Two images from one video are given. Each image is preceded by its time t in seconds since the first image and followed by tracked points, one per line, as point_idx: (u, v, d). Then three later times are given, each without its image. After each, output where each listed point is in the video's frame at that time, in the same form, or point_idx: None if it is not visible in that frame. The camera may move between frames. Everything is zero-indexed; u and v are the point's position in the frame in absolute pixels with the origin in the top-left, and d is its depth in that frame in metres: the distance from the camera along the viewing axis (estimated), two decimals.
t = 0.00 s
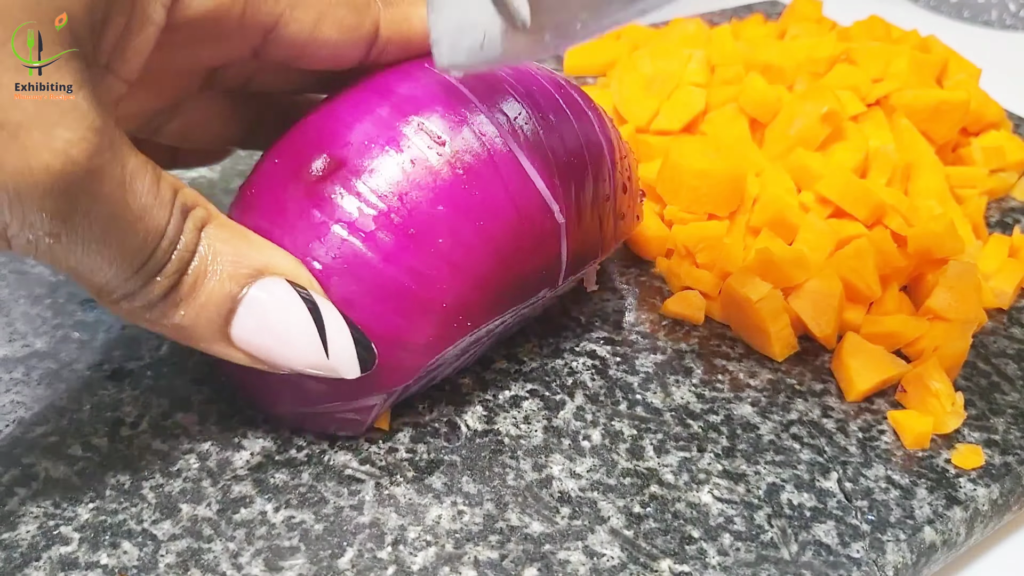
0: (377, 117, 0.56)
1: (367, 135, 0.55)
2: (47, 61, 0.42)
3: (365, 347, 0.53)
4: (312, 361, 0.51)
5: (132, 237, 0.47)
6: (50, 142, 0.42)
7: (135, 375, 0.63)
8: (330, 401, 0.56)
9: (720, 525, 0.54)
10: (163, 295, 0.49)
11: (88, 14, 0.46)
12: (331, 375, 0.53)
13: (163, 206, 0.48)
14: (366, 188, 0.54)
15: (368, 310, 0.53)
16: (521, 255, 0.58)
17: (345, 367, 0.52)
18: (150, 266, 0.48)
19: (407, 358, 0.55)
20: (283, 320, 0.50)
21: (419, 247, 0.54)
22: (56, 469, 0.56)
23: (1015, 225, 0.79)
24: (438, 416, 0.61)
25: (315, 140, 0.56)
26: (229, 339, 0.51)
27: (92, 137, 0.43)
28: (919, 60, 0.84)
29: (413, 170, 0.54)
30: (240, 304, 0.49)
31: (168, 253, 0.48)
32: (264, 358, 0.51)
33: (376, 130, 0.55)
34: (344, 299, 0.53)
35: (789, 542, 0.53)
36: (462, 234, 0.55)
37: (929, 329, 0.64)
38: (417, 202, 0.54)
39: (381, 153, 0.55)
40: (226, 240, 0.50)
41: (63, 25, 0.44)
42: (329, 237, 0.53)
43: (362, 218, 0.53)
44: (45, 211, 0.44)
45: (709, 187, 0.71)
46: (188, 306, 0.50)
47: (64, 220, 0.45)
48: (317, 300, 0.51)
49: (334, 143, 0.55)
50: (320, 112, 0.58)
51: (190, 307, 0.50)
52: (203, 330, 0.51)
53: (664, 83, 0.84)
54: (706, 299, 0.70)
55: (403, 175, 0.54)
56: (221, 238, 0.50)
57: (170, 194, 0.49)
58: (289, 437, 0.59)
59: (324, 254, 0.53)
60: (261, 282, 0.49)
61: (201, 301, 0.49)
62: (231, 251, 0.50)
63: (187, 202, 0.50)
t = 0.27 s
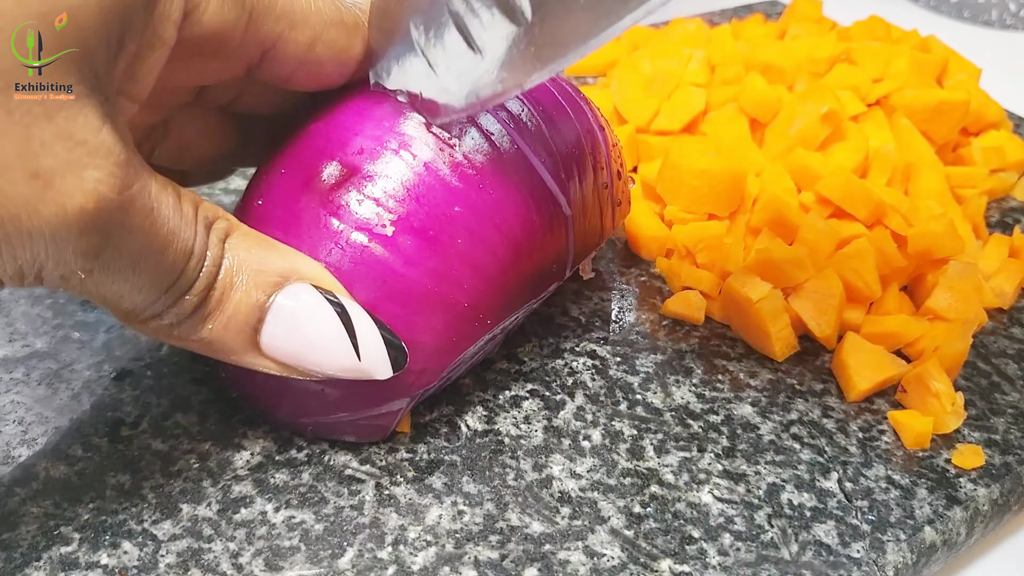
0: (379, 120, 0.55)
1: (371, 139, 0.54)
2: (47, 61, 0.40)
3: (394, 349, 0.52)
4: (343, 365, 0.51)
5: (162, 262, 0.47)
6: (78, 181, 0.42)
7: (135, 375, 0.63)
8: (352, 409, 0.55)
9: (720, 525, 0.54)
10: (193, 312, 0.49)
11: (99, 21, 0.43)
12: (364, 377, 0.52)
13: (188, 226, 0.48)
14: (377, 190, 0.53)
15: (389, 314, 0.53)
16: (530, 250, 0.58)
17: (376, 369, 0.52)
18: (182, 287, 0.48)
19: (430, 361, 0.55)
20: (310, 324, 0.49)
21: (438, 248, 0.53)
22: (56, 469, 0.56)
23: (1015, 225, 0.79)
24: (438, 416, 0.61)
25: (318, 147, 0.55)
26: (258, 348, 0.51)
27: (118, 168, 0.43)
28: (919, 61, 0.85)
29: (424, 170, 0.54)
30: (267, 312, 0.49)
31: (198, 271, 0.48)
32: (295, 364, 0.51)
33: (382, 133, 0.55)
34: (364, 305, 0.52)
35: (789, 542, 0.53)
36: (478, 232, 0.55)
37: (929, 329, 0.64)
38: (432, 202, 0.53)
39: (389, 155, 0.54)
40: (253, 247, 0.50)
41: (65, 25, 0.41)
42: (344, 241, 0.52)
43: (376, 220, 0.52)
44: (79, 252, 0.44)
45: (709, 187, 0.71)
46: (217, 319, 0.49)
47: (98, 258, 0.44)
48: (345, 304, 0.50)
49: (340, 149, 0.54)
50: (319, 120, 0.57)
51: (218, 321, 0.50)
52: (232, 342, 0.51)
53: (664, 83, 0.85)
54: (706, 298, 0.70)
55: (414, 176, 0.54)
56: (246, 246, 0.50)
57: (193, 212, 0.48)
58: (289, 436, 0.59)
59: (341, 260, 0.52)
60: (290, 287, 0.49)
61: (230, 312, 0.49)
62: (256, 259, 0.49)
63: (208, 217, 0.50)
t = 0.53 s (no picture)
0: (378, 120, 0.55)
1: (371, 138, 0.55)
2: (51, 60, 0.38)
3: (336, 432, 0.50)
4: (279, 415, 0.49)
5: (184, 220, 0.46)
6: (130, 115, 0.40)
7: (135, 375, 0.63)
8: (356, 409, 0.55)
9: (720, 525, 0.54)
10: (188, 284, 0.48)
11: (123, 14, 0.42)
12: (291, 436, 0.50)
13: (222, 203, 0.47)
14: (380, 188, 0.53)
15: (397, 312, 0.53)
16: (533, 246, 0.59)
17: (306, 435, 0.50)
18: (190, 254, 0.47)
19: (436, 357, 0.55)
20: (274, 361, 0.47)
21: (443, 246, 0.54)
22: (56, 469, 0.56)
23: (1015, 226, 0.79)
24: (439, 416, 0.61)
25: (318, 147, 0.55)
26: (220, 353, 0.49)
27: (171, 124, 0.42)
28: (919, 61, 0.85)
29: (427, 169, 0.54)
30: (243, 328, 0.47)
31: (209, 250, 0.47)
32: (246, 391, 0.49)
33: (382, 132, 0.55)
34: (370, 304, 0.53)
35: (790, 542, 0.53)
36: (481, 228, 0.55)
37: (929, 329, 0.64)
38: (435, 202, 0.54)
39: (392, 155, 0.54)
40: (266, 261, 0.49)
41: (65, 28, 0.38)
42: (349, 241, 0.52)
43: (379, 219, 0.53)
44: (104, 173, 0.42)
45: (711, 187, 0.71)
46: (200, 304, 0.48)
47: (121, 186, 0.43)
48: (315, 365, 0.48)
49: (341, 149, 0.55)
50: (317, 121, 0.57)
51: (202, 308, 0.49)
52: (207, 334, 0.49)
53: (664, 83, 0.85)
54: (706, 298, 0.70)
55: (416, 175, 0.54)
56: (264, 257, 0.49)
57: (234, 199, 0.48)
58: (289, 436, 0.59)
59: (348, 259, 0.52)
60: (274, 319, 0.48)
61: (216, 307, 0.48)
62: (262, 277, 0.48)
63: (246, 206, 0.48)
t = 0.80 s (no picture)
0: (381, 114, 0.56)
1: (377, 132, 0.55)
2: (46, 61, 0.44)
3: (354, 390, 0.49)
4: (300, 375, 0.48)
5: (182, 184, 0.48)
6: (119, 69, 0.45)
7: (135, 375, 0.63)
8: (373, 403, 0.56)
9: (720, 525, 0.54)
10: (198, 256, 0.49)
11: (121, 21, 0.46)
12: (313, 395, 0.49)
13: (222, 168, 0.48)
14: (391, 178, 0.54)
15: (417, 302, 0.54)
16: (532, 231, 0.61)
17: (328, 394, 0.49)
18: (193, 223, 0.48)
19: (451, 345, 0.56)
20: (287, 323, 0.47)
21: (457, 234, 0.55)
22: (56, 469, 0.56)
23: (1015, 226, 0.79)
24: (438, 416, 0.61)
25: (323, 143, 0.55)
26: (240, 322, 0.49)
27: (156, 79, 0.46)
28: (919, 60, 0.84)
29: (437, 159, 0.55)
30: (257, 292, 0.47)
31: (214, 215, 0.48)
32: (265, 353, 0.49)
33: (387, 125, 0.56)
34: (391, 296, 0.53)
35: (789, 542, 0.53)
36: (491, 215, 0.57)
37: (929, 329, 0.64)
38: (448, 191, 0.55)
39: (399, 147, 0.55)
40: (281, 229, 0.48)
41: (65, 26, 0.44)
42: (366, 233, 0.53)
43: (394, 210, 0.54)
44: (103, 133, 0.46)
45: (710, 188, 0.71)
46: (217, 275, 0.48)
47: (117, 148, 0.47)
48: (330, 324, 0.48)
49: (347, 143, 0.55)
50: (315, 118, 0.57)
51: (218, 278, 0.49)
52: (224, 307, 0.49)
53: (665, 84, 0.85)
54: (706, 298, 0.70)
55: (425, 165, 0.55)
56: (279, 226, 0.48)
57: (238, 167, 0.49)
58: (289, 436, 0.59)
59: (367, 253, 0.53)
60: (289, 282, 0.47)
61: (229, 275, 0.48)
62: (283, 237, 0.48)
63: (253, 176, 0.49)
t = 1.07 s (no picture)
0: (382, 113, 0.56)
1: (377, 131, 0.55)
2: (46, 61, 0.44)
3: (370, 377, 0.49)
4: (313, 370, 0.48)
5: (187, 184, 0.48)
6: (124, 69, 0.45)
7: (135, 375, 0.63)
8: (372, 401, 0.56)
9: (720, 525, 0.54)
10: (204, 256, 0.49)
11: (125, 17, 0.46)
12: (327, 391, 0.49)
13: (226, 167, 0.48)
14: (391, 177, 0.54)
15: (418, 302, 0.54)
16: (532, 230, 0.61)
17: (342, 387, 0.48)
18: (199, 223, 0.48)
19: (451, 344, 0.57)
20: (298, 317, 0.47)
21: (458, 234, 0.55)
22: (56, 469, 0.56)
23: (1015, 226, 0.79)
24: (438, 416, 0.61)
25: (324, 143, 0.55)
26: (249, 320, 0.49)
27: (162, 79, 0.46)
28: (918, 60, 0.84)
29: (438, 159, 0.55)
30: (267, 289, 0.47)
31: (220, 213, 0.48)
32: (275, 350, 0.48)
33: (389, 124, 0.56)
34: (392, 295, 0.53)
35: (789, 542, 0.53)
36: (491, 215, 0.57)
37: (928, 329, 0.64)
38: (449, 190, 0.55)
39: (399, 146, 0.55)
40: (286, 226, 0.48)
41: (65, 27, 0.44)
42: (367, 232, 0.53)
43: (395, 210, 0.54)
44: (109, 135, 0.46)
45: (710, 189, 0.71)
46: (224, 274, 0.48)
47: (124, 149, 0.47)
48: (340, 313, 0.47)
49: (348, 143, 0.55)
50: (316, 117, 0.57)
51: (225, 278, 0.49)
52: (230, 307, 0.49)
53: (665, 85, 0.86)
54: (706, 298, 0.70)
55: (425, 164, 0.55)
56: (283, 225, 0.49)
57: (241, 164, 0.49)
58: (289, 436, 0.59)
59: (368, 253, 0.53)
60: (297, 275, 0.47)
61: (235, 274, 0.48)
62: (287, 234, 0.48)
63: (256, 174, 0.49)
